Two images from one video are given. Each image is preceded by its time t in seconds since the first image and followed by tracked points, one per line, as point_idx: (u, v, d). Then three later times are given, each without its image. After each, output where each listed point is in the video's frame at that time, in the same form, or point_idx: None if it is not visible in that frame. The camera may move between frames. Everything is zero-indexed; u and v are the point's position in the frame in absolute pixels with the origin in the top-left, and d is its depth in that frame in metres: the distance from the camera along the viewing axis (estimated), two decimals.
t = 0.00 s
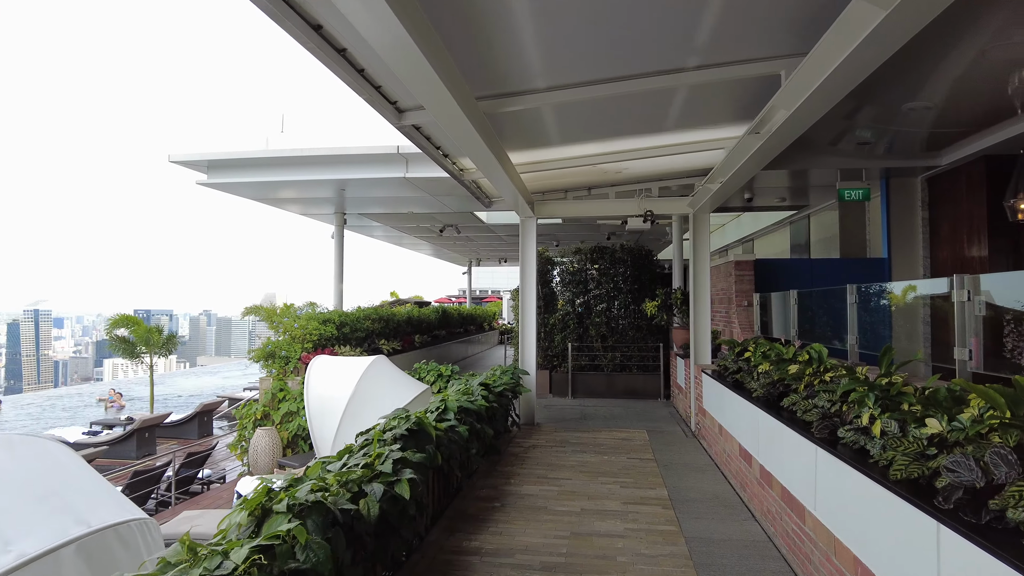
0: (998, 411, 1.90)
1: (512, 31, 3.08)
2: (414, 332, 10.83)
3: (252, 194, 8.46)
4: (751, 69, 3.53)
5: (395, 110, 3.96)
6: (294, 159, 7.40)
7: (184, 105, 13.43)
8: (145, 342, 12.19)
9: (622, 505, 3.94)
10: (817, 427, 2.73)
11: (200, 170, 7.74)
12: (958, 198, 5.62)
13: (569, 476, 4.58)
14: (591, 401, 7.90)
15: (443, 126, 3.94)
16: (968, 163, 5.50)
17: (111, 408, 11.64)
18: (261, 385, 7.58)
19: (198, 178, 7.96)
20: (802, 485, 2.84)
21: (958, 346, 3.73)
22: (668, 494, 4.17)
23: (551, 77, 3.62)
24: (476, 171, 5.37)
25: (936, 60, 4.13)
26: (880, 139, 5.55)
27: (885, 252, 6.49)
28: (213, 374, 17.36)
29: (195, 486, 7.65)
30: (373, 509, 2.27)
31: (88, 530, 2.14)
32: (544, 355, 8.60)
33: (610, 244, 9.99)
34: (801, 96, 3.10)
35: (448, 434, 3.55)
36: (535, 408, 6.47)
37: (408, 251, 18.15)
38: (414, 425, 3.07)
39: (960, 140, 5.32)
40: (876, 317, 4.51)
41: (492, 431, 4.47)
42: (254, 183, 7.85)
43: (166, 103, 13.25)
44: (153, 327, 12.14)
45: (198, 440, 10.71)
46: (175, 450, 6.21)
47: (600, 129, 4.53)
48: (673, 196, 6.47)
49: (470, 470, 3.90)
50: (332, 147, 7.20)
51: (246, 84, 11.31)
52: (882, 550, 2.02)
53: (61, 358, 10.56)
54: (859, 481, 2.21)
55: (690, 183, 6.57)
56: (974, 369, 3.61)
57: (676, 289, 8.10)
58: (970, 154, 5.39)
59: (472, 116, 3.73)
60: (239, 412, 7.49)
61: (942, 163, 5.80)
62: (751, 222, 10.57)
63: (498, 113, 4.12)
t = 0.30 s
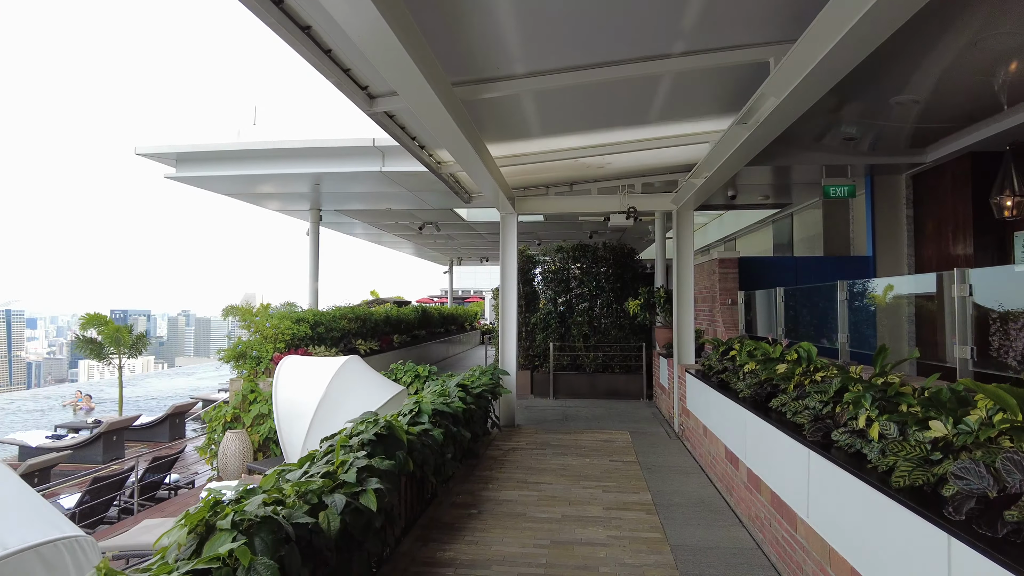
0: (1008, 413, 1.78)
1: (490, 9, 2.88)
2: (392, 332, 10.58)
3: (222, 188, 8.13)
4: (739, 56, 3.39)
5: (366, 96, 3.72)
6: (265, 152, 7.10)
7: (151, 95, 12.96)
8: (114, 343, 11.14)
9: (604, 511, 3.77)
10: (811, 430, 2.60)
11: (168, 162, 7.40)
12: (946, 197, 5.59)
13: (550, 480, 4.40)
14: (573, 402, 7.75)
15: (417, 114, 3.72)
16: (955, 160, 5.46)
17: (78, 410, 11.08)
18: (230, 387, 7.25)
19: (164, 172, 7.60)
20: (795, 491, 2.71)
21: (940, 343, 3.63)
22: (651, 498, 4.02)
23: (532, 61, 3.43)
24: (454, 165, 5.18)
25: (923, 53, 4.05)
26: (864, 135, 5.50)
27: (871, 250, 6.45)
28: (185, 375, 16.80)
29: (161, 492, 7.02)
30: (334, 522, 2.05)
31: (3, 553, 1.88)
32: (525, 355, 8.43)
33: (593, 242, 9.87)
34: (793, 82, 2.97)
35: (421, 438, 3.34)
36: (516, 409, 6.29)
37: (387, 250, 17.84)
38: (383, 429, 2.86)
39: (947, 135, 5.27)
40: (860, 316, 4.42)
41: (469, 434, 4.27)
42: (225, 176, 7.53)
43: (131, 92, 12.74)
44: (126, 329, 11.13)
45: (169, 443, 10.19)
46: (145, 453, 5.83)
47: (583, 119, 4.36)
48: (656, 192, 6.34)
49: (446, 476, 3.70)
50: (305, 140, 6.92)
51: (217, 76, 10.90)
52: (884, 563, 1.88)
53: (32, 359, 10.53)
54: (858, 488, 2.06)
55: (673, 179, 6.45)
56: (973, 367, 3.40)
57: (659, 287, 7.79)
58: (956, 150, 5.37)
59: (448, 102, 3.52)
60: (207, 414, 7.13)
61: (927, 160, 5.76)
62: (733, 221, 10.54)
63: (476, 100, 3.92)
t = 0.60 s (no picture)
0: None
1: None
2: (380, 333, 10.33)
3: (203, 186, 7.87)
4: (737, 43, 3.22)
5: (342, 84, 3.51)
6: (245, 148, 6.85)
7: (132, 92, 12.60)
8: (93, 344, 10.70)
9: (595, 524, 3.57)
10: (815, 442, 2.43)
11: (145, 159, 7.14)
12: (946, 195, 5.46)
13: (538, 490, 4.20)
14: (564, 405, 7.56)
15: (396, 104, 3.51)
16: (955, 157, 5.34)
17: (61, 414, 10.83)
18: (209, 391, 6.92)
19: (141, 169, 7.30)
20: (797, 504, 2.54)
21: (938, 343, 3.46)
22: (645, 510, 3.82)
23: (519, 48, 3.23)
24: (439, 161, 4.98)
25: (925, 46, 3.90)
26: (862, 131, 5.34)
27: (868, 249, 6.30)
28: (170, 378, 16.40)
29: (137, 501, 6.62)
30: (293, 550, 1.83)
31: None
32: (515, 357, 8.23)
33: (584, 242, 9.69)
34: (794, 70, 2.79)
35: (399, 448, 3.13)
36: (505, 414, 6.09)
37: (377, 251, 17.57)
38: (356, 441, 2.64)
39: (947, 132, 5.14)
40: (859, 318, 4.29)
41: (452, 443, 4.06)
42: (205, 174, 7.27)
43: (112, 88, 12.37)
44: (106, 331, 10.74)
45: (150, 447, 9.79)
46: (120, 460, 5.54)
47: (572, 110, 4.17)
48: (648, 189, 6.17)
49: (427, 488, 3.49)
50: (287, 135, 6.67)
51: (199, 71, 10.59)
52: None
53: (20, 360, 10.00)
54: (871, 508, 1.89)
55: (666, 176, 6.27)
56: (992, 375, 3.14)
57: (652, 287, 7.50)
58: (958, 146, 5.23)
59: (429, 92, 3.32)
60: (184, 419, 6.78)
61: (926, 157, 5.63)
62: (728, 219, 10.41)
63: (459, 89, 3.71)
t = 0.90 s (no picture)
0: None
1: None
2: (371, 333, 10.10)
3: (188, 181, 7.63)
4: (741, 24, 3.02)
5: (320, 68, 3.29)
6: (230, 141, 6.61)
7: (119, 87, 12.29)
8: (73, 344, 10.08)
9: (591, 535, 3.37)
10: (829, 451, 2.24)
11: (127, 154, 6.90)
12: (953, 190, 5.31)
13: (531, 498, 3.99)
14: (559, 407, 7.36)
15: (378, 89, 3.30)
16: (962, 150, 5.19)
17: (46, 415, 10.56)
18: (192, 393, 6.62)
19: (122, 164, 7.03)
20: (809, 517, 2.35)
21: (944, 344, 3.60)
22: (643, 519, 3.62)
23: (509, 29, 3.03)
24: (428, 153, 4.77)
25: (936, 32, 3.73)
26: (866, 124, 5.17)
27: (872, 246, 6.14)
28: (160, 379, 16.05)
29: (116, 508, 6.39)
30: None
31: None
32: (510, 357, 8.03)
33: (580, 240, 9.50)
34: (804, 51, 2.60)
35: (380, 457, 2.93)
36: (498, 417, 5.89)
37: (371, 250, 17.32)
38: (329, 452, 2.44)
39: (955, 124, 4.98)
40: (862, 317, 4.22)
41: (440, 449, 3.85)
42: (190, 169, 7.04)
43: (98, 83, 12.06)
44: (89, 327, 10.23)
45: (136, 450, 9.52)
46: (98, 463, 5.28)
47: (567, 98, 3.96)
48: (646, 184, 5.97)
49: (412, 497, 3.29)
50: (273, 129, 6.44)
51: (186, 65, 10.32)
52: None
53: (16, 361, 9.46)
54: (897, 527, 1.70)
55: (663, 171, 6.08)
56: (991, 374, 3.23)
57: (649, 287, 7.19)
58: (965, 139, 5.07)
59: (413, 76, 3.10)
60: (167, 421, 6.49)
61: (932, 150, 5.47)
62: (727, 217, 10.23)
63: (446, 73, 3.50)
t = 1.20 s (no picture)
0: None
1: None
2: (361, 334, 9.84)
3: (171, 176, 7.37)
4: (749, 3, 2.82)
5: (299, 49, 3.05)
6: (213, 133, 6.34)
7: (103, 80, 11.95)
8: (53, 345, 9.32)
9: (589, 550, 3.15)
10: (852, 465, 2.04)
11: (105, 147, 6.64)
12: (962, 186, 5.16)
13: (525, 510, 3.77)
14: (555, 410, 7.15)
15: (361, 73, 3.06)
16: (972, 145, 5.04)
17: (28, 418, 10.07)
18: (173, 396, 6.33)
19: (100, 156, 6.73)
20: (828, 539, 2.15)
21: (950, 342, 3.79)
22: (645, 533, 3.41)
23: (501, 8, 2.82)
24: (418, 145, 4.54)
25: (950, 19, 3.55)
26: (872, 117, 4.99)
27: (877, 245, 5.98)
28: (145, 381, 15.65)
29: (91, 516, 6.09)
30: None
31: None
32: (504, 358, 7.83)
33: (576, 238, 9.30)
34: (820, 30, 2.41)
35: (362, 469, 2.71)
36: (491, 421, 5.67)
37: (363, 248, 17.03)
38: (303, 468, 2.22)
39: (965, 118, 4.83)
40: (859, 319, 4.22)
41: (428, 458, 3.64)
42: (172, 162, 6.78)
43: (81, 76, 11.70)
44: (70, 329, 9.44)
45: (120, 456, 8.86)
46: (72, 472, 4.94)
47: (563, 85, 3.75)
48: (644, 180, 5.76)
49: (398, 512, 3.07)
50: (257, 121, 6.18)
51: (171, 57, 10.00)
52: None
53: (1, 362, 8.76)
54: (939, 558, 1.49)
55: (662, 166, 5.88)
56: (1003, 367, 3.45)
57: (649, 286, 7.00)
58: (975, 134, 4.92)
59: (398, 57, 2.88)
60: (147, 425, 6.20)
61: (940, 146, 5.32)
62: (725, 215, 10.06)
63: (435, 54, 3.27)
